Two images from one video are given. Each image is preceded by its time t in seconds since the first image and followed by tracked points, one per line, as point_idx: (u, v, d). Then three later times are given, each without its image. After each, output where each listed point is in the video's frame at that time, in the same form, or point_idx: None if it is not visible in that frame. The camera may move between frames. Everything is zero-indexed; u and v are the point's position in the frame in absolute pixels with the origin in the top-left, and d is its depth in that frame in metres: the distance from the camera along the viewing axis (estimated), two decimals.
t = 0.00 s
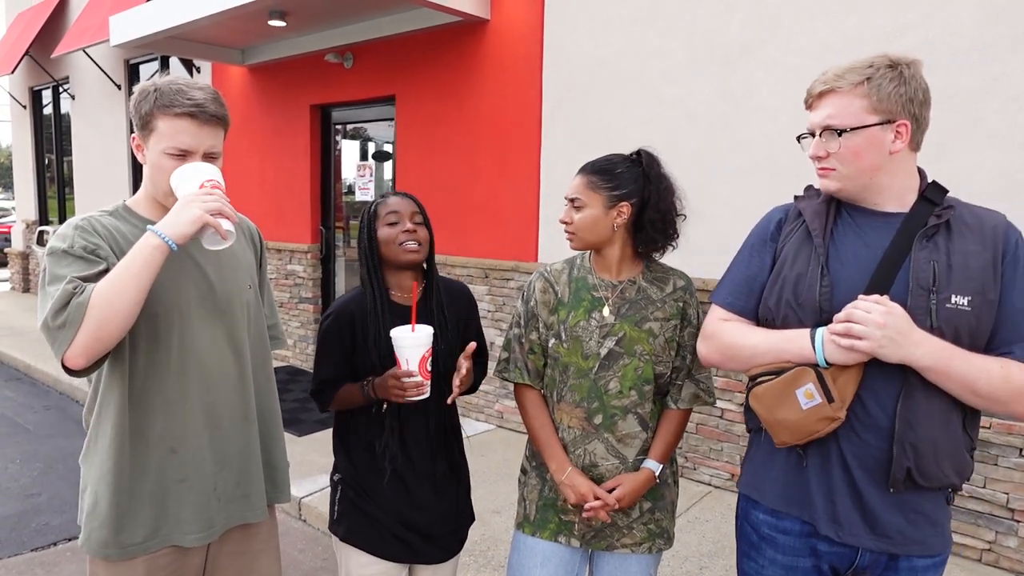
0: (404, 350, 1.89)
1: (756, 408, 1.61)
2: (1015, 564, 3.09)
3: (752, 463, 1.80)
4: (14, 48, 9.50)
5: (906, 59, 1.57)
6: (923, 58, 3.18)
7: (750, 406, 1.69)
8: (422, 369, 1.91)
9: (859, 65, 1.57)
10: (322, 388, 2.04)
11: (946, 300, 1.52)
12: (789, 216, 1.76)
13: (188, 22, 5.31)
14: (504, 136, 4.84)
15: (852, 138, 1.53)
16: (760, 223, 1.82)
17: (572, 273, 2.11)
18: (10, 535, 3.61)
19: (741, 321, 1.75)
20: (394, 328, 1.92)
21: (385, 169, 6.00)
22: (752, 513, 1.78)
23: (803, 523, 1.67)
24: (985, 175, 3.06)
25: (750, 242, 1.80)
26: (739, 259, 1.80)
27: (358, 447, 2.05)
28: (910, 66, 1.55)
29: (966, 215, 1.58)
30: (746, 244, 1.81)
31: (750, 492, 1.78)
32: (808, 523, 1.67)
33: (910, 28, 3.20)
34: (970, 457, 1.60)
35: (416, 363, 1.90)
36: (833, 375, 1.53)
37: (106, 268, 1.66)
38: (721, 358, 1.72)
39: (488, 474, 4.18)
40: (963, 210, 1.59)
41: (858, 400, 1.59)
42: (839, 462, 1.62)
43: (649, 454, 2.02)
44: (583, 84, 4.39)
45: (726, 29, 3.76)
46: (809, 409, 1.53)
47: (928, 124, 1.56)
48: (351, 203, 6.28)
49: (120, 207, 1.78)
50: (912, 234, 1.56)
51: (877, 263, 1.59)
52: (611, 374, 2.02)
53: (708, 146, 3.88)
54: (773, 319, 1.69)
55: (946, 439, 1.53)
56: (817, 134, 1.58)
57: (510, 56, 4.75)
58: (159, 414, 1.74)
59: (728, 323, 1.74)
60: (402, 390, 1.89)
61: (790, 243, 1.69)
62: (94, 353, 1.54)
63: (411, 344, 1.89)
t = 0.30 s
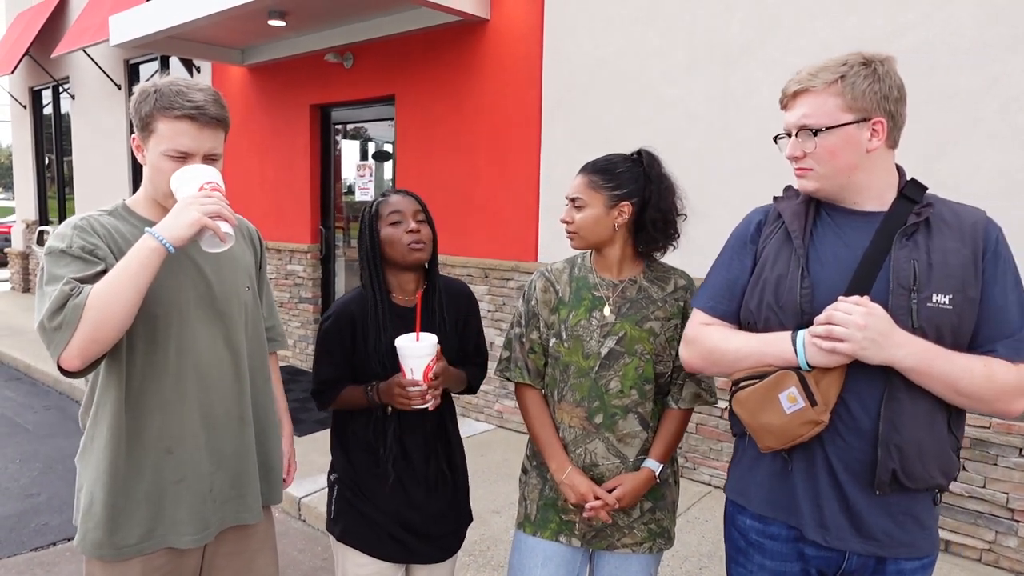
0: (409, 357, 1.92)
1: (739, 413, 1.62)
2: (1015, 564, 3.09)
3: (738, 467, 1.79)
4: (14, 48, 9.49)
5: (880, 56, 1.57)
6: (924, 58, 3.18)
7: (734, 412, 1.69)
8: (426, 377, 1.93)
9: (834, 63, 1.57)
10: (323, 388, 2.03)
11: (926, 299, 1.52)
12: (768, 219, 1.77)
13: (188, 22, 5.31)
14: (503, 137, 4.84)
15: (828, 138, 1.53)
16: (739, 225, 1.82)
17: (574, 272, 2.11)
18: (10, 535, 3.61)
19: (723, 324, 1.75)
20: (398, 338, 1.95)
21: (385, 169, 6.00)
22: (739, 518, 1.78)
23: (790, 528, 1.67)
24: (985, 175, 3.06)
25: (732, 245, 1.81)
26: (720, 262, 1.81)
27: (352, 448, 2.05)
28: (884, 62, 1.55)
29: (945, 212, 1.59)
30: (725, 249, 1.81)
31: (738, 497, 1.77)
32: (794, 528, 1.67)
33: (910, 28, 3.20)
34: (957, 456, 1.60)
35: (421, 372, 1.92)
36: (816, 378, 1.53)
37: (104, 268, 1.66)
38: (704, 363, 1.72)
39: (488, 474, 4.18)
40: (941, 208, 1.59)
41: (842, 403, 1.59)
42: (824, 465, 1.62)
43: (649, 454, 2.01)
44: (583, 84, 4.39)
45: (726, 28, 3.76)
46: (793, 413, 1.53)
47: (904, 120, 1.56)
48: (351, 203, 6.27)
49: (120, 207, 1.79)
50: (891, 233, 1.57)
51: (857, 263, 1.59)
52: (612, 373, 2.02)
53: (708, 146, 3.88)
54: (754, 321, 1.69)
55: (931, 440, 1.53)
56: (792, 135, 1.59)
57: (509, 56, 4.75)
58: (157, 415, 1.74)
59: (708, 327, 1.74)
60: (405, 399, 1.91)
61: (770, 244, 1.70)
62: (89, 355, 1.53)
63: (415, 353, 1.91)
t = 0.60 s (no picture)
0: (412, 366, 1.88)
1: (730, 420, 1.60)
2: (1016, 564, 3.09)
3: (729, 473, 1.79)
4: (15, 48, 9.50)
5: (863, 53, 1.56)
6: (924, 58, 3.17)
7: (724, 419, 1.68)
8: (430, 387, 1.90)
9: (817, 61, 1.57)
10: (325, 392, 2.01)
11: (915, 301, 1.52)
12: (754, 220, 1.76)
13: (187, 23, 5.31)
14: (503, 137, 4.84)
15: (813, 139, 1.53)
16: (724, 227, 1.81)
17: (573, 272, 2.11)
18: (10, 536, 3.61)
19: (710, 329, 1.74)
20: (401, 347, 1.93)
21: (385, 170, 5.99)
22: (733, 524, 1.77)
23: (785, 534, 1.66)
24: (985, 175, 3.05)
25: (717, 248, 1.80)
26: (706, 265, 1.80)
27: (353, 452, 2.04)
28: (868, 60, 1.54)
29: (932, 211, 1.58)
30: (710, 253, 1.81)
31: (732, 503, 1.76)
32: (789, 534, 1.66)
33: (910, 28, 3.20)
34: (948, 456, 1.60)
35: (425, 382, 1.90)
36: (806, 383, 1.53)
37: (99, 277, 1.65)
38: (692, 369, 1.72)
39: (488, 474, 4.18)
40: (928, 207, 1.59)
41: (834, 408, 1.58)
42: (816, 471, 1.61)
43: (650, 454, 2.01)
44: (583, 84, 4.39)
45: (726, 28, 3.76)
46: (784, 420, 1.52)
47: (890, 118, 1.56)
48: (351, 203, 6.27)
49: (117, 211, 1.78)
50: (878, 235, 1.57)
51: (844, 266, 1.59)
52: (613, 373, 2.01)
53: (707, 147, 3.88)
54: (743, 326, 1.69)
55: (922, 443, 1.53)
56: (777, 136, 1.58)
57: (509, 56, 4.74)
58: (153, 420, 1.74)
59: (695, 333, 1.73)
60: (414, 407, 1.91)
61: (756, 248, 1.69)
62: (81, 367, 1.53)
63: (418, 362, 1.88)
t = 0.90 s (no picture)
0: (413, 372, 1.89)
1: (731, 428, 1.59)
2: (1017, 563, 3.08)
3: (724, 480, 1.77)
4: (14, 46, 9.48)
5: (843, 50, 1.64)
6: (924, 57, 3.16)
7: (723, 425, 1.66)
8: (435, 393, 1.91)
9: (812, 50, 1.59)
10: (325, 394, 2.00)
11: (914, 301, 1.51)
12: (743, 222, 1.72)
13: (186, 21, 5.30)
14: (503, 136, 4.83)
15: (829, 117, 1.52)
16: (713, 229, 1.77)
17: (573, 270, 2.10)
18: (9, 534, 3.60)
19: (701, 335, 1.71)
20: (406, 350, 1.93)
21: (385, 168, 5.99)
22: (731, 531, 1.76)
23: (786, 539, 1.65)
24: (986, 174, 3.04)
25: (705, 251, 1.75)
26: (694, 268, 1.75)
27: (350, 455, 2.05)
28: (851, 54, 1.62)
29: (924, 210, 1.58)
30: (698, 256, 1.76)
31: (729, 510, 1.74)
32: (790, 540, 1.65)
33: (911, 27, 3.19)
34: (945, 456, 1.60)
35: (429, 387, 1.90)
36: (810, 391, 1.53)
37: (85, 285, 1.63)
38: (686, 378, 1.68)
39: (488, 473, 4.17)
40: (919, 205, 1.59)
41: (835, 412, 1.58)
42: (818, 476, 1.60)
43: (649, 452, 2.00)
44: (583, 83, 4.38)
45: (726, 26, 3.75)
46: (787, 427, 1.52)
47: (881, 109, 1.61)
48: (351, 202, 6.27)
49: (115, 210, 1.75)
50: (872, 236, 1.56)
51: (840, 267, 1.58)
52: (612, 371, 2.00)
53: (707, 146, 3.87)
54: (737, 329, 1.66)
55: (922, 444, 1.53)
56: (788, 118, 1.54)
57: (509, 55, 4.74)
58: (148, 425, 1.72)
59: (688, 341, 1.70)
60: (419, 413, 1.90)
61: (748, 252, 1.66)
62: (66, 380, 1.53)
63: (422, 366, 1.89)
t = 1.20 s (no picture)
0: (339, 374, 1.88)
1: (735, 410, 1.61)
2: (985, 553, 3.14)
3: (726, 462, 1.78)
4: None
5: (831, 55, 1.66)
6: (890, 56, 3.21)
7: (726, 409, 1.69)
8: (353, 397, 1.88)
9: (811, 56, 1.60)
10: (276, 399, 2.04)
11: (903, 290, 1.55)
12: (743, 217, 1.74)
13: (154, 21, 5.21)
14: (477, 136, 4.82)
15: (841, 125, 1.54)
16: (715, 223, 1.79)
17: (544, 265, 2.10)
18: None
19: (707, 325, 1.74)
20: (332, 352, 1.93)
21: (359, 170, 5.95)
22: (730, 510, 1.77)
23: (784, 515, 1.66)
24: (952, 171, 3.09)
25: (708, 245, 1.77)
26: (697, 260, 1.78)
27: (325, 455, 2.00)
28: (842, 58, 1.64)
29: (912, 206, 1.62)
30: (702, 248, 1.79)
31: (730, 488, 1.75)
32: (787, 515, 1.66)
33: (876, 27, 3.24)
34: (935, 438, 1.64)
35: (347, 389, 1.87)
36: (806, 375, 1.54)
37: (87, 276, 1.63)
38: (693, 364, 1.72)
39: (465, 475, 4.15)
40: (907, 201, 1.63)
41: (830, 394, 1.60)
42: (816, 456, 1.61)
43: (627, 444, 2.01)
44: (556, 83, 4.38)
45: (697, 27, 3.77)
46: (787, 409, 1.53)
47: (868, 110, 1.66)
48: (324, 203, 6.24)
49: (85, 210, 1.73)
50: (865, 229, 1.59)
51: (835, 258, 1.61)
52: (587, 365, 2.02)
53: (679, 145, 3.89)
54: (739, 320, 1.69)
55: (913, 424, 1.56)
56: (800, 128, 1.56)
57: (482, 55, 4.73)
58: (128, 424, 1.70)
59: (694, 328, 1.73)
60: (336, 416, 1.89)
61: (748, 244, 1.68)
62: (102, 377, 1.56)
63: (345, 368, 1.87)
